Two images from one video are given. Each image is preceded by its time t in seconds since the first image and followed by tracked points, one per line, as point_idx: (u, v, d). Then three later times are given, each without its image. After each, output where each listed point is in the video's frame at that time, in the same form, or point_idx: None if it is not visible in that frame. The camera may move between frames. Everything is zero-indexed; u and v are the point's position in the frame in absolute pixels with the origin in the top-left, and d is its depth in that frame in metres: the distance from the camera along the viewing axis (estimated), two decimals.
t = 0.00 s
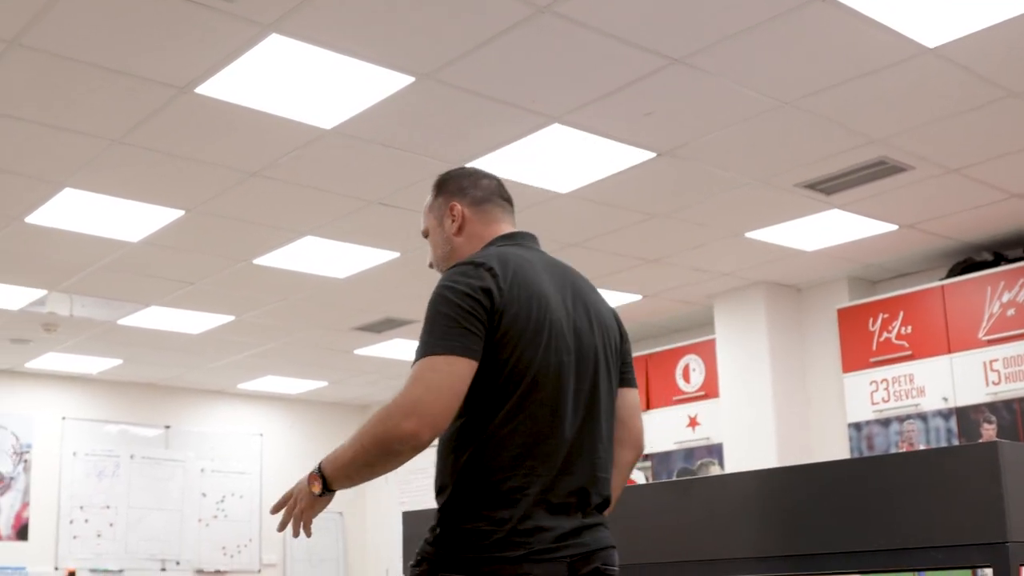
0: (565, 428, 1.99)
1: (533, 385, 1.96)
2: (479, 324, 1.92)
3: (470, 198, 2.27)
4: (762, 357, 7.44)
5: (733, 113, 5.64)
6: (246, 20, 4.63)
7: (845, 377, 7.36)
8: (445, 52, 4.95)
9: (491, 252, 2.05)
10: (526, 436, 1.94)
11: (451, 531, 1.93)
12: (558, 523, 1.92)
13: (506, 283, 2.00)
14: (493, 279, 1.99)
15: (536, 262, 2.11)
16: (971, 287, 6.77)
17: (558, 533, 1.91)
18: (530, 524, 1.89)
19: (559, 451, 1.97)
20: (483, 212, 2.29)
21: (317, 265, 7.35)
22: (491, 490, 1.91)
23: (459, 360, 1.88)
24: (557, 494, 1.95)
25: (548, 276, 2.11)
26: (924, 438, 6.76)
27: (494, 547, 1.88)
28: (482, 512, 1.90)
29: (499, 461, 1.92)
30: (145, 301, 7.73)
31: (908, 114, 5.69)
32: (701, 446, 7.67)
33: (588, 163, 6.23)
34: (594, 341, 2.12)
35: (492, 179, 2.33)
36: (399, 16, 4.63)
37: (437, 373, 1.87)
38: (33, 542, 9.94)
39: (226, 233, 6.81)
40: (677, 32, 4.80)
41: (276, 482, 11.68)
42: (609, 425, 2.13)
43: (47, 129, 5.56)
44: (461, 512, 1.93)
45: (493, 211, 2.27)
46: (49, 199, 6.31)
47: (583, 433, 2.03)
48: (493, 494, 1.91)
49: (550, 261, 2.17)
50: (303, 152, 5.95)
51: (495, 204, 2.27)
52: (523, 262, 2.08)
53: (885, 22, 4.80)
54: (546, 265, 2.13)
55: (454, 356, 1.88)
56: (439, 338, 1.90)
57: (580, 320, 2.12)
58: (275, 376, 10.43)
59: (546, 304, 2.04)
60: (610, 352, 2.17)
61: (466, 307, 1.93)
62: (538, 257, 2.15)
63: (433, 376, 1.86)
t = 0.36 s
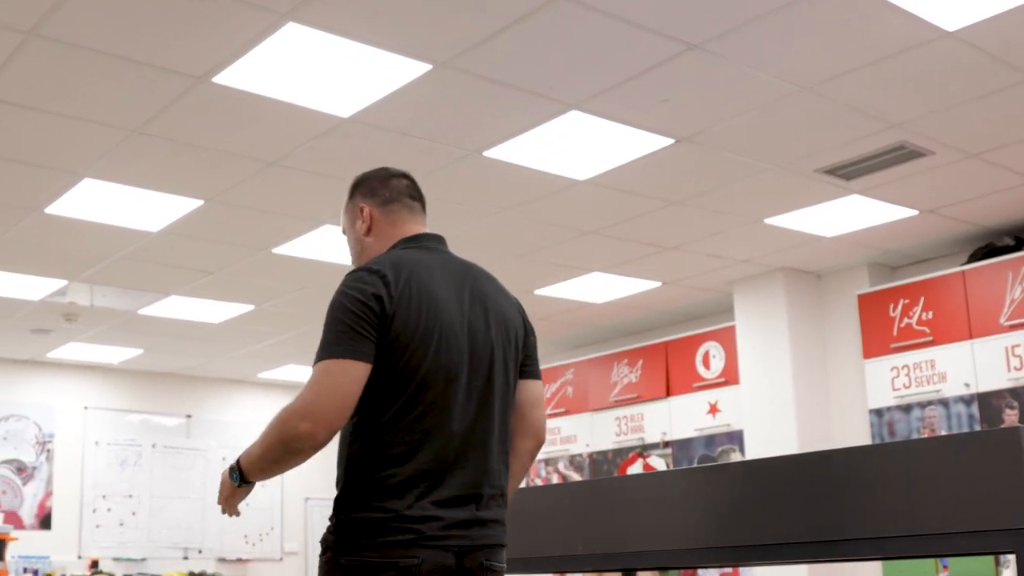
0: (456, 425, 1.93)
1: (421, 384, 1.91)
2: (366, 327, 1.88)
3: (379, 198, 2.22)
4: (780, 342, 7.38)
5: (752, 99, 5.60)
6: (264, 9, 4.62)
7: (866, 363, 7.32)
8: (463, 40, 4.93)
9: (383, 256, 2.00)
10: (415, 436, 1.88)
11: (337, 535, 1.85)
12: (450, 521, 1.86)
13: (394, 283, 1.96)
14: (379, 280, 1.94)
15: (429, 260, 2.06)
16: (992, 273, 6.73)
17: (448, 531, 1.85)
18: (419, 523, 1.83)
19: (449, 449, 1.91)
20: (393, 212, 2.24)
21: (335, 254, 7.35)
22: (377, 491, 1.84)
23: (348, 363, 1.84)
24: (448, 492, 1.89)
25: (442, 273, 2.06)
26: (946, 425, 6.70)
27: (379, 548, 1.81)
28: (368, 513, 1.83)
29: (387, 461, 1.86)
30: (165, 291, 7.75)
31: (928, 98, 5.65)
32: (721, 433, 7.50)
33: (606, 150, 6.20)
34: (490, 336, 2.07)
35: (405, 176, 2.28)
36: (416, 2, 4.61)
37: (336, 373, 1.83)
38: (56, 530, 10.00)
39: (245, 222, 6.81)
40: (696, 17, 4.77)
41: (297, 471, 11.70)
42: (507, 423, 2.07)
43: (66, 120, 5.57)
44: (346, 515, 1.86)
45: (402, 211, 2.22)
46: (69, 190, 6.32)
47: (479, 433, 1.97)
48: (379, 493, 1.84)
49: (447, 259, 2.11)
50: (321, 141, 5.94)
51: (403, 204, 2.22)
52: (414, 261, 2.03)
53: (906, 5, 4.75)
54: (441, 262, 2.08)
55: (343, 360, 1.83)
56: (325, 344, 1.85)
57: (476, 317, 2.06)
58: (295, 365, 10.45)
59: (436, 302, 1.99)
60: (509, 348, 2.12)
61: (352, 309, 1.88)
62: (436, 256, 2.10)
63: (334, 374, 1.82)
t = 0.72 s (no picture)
0: (429, 422, 1.96)
1: (392, 384, 1.94)
2: (333, 332, 1.92)
3: (360, 207, 2.22)
4: (815, 329, 7.26)
5: (784, 83, 5.53)
6: None
7: (901, 349, 7.21)
8: (492, 26, 4.89)
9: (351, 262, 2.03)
10: (387, 434, 1.91)
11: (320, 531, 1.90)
12: (429, 513, 1.90)
13: (362, 286, 1.99)
14: (347, 286, 1.97)
15: (398, 261, 2.08)
16: None
17: (427, 521, 1.89)
18: (396, 517, 1.87)
19: (424, 446, 1.94)
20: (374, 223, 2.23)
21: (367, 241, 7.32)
22: (355, 488, 1.89)
23: (315, 365, 1.89)
24: (424, 486, 1.92)
25: (412, 273, 2.08)
26: (982, 411, 6.57)
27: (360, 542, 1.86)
28: (349, 510, 1.88)
29: (364, 459, 1.90)
30: (198, 280, 7.75)
31: (964, 81, 5.56)
32: (755, 420, 7.41)
33: (638, 136, 6.15)
34: (461, 333, 2.09)
35: (390, 188, 2.25)
36: None
37: (298, 375, 1.88)
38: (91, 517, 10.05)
39: (277, 210, 6.79)
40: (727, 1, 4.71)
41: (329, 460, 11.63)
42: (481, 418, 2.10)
43: (97, 110, 5.57)
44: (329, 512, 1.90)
45: (381, 220, 2.21)
46: (103, 179, 6.33)
47: (453, 427, 2.00)
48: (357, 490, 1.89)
49: (417, 259, 2.13)
50: (353, 128, 5.91)
51: (382, 215, 2.20)
52: (382, 264, 2.06)
53: None
54: (410, 261, 2.10)
55: (311, 361, 1.89)
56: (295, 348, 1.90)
57: (447, 315, 2.08)
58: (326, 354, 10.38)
59: (405, 302, 2.02)
60: (481, 344, 2.13)
61: (320, 314, 1.93)
62: (407, 256, 2.11)
63: (295, 375, 1.88)
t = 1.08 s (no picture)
0: (437, 418, 2.16)
1: (399, 387, 2.14)
2: (352, 337, 2.13)
3: (386, 223, 2.40)
4: (852, 312, 7.12)
5: (819, 61, 5.45)
6: None
7: (938, 328, 7.06)
8: (523, 7, 4.83)
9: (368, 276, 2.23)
10: (396, 431, 2.12)
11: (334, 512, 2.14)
12: (431, 501, 2.11)
13: (376, 298, 2.19)
14: (363, 298, 2.17)
15: (412, 274, 2.28)
16: None
17: (428, 512, 2.11)
18: (400, 505, 2.09)
19: (428, 443, 2.14)
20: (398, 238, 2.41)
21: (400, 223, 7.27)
22: (364, 478, 2.11)
23: (334, 368, 2.10)
24: (426, 479, 2.13)
25: (425, 283, 2.28)
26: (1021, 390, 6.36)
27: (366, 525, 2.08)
28: (359, 496, 2.10)
29: (376, 450, 2.11)
30: (232, 263, 7.75)
31: (1003, 57, 5.44)
32: (790, 401, 7.25)
33: (672, 115, 6.08)
34: (467, 341, 2.28)
35: (415, 207, 2.44)
36: None
37: (319, 376, 2.10)
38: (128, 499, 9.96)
39: (310, 192, 6.77)
40: None
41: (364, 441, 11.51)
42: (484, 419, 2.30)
43: (129, 94, 5.56)
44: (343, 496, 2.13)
45: (406, 235, 2.39)
46: (136, 164, 6.33)
47: (457, 424, 2.20)
48: (367, 480, 2.10)
49: (432, 273, 2.32)
50: (385, 110, 5.88)
51: (406, 230, 2.38)
52: (398, 277, 2.25)
53: None
54: (423, 275, 2.29)
55: (329, 364, 2.10)
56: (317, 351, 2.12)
57: (456, 324, 2.27)
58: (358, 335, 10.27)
59: (415, 312, 2.21)
60: (486, 351, 2.33)
61: (339, 322, 2.14)
62: (423, 270, 2.31)
63: (316, 378, 2.10)
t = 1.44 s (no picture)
0: (435, 400, 2.28)
1: (399, 368, 2.27)
2: (356, 325, 2.28)
3: (393, 221, 2.56)
4: (875, 287, 6.97)
5: (844, 33, 5.29)
6: None
7: (964, 302, 6.85)
8: None
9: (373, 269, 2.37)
10: (396, 412, 2.25)
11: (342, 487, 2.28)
12: (428, 474, 2.23)
13: (380, 288, 2.33)
14: (367, 289, 2.32)
15: (417, 266, 2.41)
16: None
17: (424, 487, 2.22)
18: (399, 479, 2.21)
19: (428, 420, 2.26)
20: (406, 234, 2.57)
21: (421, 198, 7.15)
22: (366, 455, 2.24)
23: (340, 353, 2.25)
24: (425, 456, 2.24)
25: (430, 275, 2.40)
26: None
27: (368, 497, 2.22)
28: (362, 472, 2.24)
29: (378, 430, 2.25)
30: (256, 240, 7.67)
31: None
32: (814, 374, 7.06)
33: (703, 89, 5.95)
34: (469, 325, 2.39)
35: (421, 204, 2.60)
36: None
37: (328, 358, 2.25)
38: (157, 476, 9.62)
39: (332, 168, 6.70)
40: None
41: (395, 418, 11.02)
42: (490, 400, 2.40)
43: (144, 71, 5.47)
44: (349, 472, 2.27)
45: (413, 230, 2.54)
46: (158, 142, 6.27)
47: (455, 406, 2.31)
48: (370, 457, 2.24)
49: (438, 264, 2.45)
50: (407, 86, 5.79)
51: (411, 224, 2.54)
52: (403, 268, 2.39)
53: None
54: (428, 266, 2.42)
55: (335, 349, 2.25)
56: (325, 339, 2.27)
57: (459, 310, 2.39)
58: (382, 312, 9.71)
59: (416, 299, 2.34)
60: (491, 335, 2.43)
61: (345, 312, 2.29)
62: (430, 265, 2.44)
63: (323, 361, 2.25)
